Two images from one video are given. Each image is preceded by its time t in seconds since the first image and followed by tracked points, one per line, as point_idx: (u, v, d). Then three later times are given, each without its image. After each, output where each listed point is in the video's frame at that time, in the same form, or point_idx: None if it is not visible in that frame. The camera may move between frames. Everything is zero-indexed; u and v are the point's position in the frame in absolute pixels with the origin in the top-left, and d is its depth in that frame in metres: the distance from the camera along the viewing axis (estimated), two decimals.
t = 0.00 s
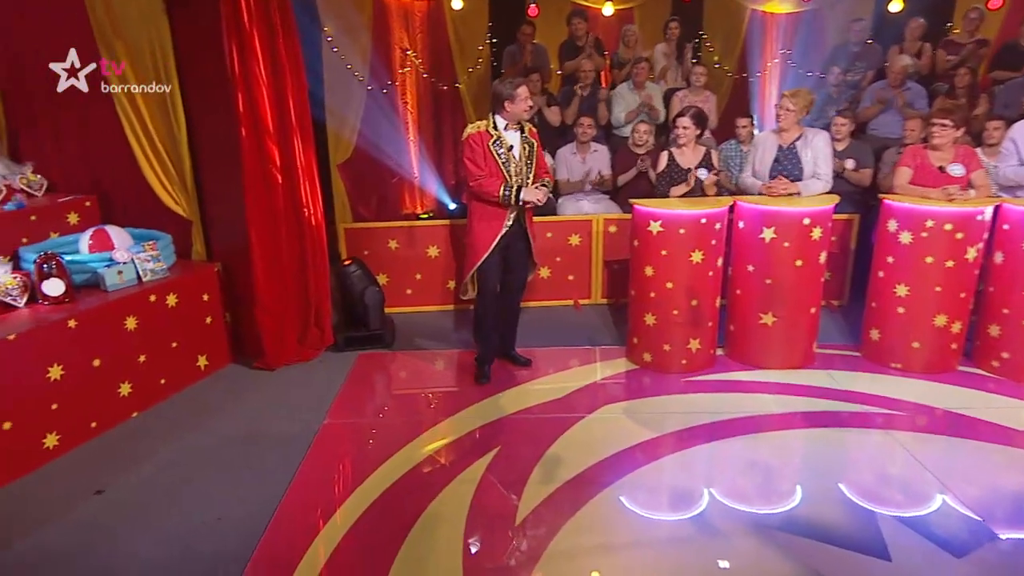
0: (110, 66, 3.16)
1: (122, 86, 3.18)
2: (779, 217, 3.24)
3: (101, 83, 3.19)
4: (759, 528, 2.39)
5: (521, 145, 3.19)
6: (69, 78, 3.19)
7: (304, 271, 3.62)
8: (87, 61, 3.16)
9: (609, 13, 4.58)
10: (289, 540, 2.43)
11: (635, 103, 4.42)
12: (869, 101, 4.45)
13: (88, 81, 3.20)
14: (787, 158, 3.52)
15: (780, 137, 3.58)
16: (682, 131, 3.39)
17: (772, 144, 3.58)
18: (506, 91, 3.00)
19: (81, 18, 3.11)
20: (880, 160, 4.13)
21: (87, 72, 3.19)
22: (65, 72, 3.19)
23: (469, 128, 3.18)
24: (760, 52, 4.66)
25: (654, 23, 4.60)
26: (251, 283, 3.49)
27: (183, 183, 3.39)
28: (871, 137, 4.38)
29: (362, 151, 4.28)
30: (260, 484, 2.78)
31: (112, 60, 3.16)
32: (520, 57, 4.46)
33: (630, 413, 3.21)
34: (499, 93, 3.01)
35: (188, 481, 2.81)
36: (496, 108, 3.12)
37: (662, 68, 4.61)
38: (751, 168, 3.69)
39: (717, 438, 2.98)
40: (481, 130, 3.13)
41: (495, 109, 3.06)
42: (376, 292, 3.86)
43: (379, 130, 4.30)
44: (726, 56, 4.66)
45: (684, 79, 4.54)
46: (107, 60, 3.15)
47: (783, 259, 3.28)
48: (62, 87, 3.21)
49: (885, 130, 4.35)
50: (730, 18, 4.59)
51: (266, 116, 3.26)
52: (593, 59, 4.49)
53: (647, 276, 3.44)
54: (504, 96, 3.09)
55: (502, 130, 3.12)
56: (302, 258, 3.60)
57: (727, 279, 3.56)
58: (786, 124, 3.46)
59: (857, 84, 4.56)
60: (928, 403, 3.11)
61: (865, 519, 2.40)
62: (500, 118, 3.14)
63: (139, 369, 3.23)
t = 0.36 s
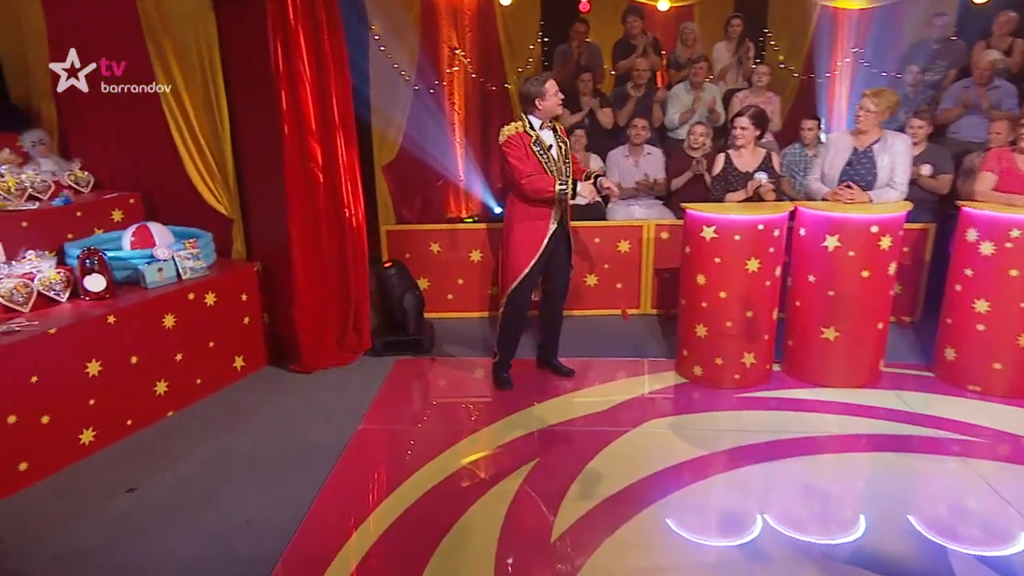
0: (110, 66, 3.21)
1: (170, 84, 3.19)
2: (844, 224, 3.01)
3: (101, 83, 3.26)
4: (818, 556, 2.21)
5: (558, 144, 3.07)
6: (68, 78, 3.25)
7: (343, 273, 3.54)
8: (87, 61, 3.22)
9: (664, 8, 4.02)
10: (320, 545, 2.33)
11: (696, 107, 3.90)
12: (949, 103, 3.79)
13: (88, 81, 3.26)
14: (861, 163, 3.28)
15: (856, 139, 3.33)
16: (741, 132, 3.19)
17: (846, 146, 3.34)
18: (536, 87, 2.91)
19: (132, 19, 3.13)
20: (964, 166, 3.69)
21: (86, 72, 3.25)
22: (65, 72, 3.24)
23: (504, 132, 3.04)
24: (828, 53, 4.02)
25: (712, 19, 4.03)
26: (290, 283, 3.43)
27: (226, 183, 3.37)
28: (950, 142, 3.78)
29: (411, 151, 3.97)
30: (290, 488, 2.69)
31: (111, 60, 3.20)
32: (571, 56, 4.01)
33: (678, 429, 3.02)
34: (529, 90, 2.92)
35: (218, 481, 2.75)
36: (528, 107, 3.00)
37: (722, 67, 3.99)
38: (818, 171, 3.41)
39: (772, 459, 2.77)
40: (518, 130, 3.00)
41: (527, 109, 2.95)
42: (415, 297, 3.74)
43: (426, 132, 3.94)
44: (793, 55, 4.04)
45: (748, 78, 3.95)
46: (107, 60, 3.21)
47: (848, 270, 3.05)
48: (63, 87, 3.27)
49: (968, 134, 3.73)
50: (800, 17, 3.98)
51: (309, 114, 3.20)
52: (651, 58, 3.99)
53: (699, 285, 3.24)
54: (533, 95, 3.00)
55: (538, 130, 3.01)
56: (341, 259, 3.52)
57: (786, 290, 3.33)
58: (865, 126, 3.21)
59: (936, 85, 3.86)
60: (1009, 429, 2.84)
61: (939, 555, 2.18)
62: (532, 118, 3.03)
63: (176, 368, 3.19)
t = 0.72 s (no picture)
0: (111, 66, 3.19)
1: (202, 87, 3.12)
2: (911, 239, 2.78)
3: (100, 83, 3.23)
4: None
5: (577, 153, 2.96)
6: (68, 78, 3.22)
7: (374, 283, 3.41)
8: (87, 61, 3.19)
9: (716, 8, 3.55)
10: (347, 563, 2.24)
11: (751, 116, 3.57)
12: None
13: (88, 81, 3.23)
14: (935, 173, 3.04)
15: (929, 147, 3.08)
16: (798, 139, 3.01)
17: (917, 156, 3.09)
18: (556, 94, 2.81)
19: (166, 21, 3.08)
20: None
21: (87, 73, 3.22)
22: (65, 72, 3.22)
23: (523, 142, 2.92)
24: (897, 55, 3.48)
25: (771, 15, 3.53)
26: (320, 294, 3.31)
27: (257, 188, 3.29)
28: None
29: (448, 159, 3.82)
30: (316, 504, 2.57)
31: (112, 61, 3.18)
32: (618, 60, 3.65)
33: (724, 456, 2.81)
34: (549, 97, 2.81)
35: (241, 495, 2.64)
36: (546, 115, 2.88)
37: (778, 71, 3.57)
38: (886, 180, 3.16)
39: (831, 491, 2.55)
40: (540, 139, 2.88)
41: (546, 117, 2.84)
42: (449, 310, 3.57)
43: (464, 138, 3.79)
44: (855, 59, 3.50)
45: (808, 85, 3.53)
46: (107, 60, 3.19)
47: (914, 288, 2.82)
48: (64, 87, 3.25)
49: None
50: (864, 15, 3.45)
51: (343, 121, 3.11)
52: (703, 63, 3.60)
53: (750, 301, 3.04)
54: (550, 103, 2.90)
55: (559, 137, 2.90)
56: (372, 270, 3.40)
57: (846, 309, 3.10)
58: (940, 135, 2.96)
59: None
60: None
61: None
62: (551, 126, 2.93)
63: (201, 379, 3.09)
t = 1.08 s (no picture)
0: (111, 66, 3.09)
1: (213, 93, 3.01)
2: (961, 256, 2.60)
3: (100, 83, 3.12)
4: None
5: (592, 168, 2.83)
6: (68, 78, 3.12)
7: (388, 296, 3.29)
8: (86, 61, 3.09)
9: (751, 13, 3.40)
10: None
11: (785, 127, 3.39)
12: None
13: (87, 81, 3.12)
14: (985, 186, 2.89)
15: (979, 158, 2.92)
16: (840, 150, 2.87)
17: (967, 167, 2.94)
18: (575, 107, 2.66)
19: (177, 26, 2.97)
20: None
21: (87, 73, 3.12)
22: (65, 72, 3.12)
23: (538, 156, 2.76)
24: (943, 62, 3.27)
25: (806, 20, 3.35)
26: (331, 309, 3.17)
27: (268, 197, 3.16)
28: None
29: (466, 170, 3.69)
30: (328, 532, 2.42)
31: (112, 60, 3.07)
32: (645, 68, 3.50)
33: (758, 486, 2.62)
34: (567, 110, 2.66)
35: (247, 520, 2.50)
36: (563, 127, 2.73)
37: (814, 79, 3.38)
38: (933, 196, 3.01)
39: (877, 527, 2.35)
40: (557, 153, 2.73)
41: (564, 130, 2.70)
42: (466, 327, 3.40)
43: (483, 148, 3.66)
44: (896, 66, 3.31)
45: (847, 93, 3.36)
46: (107, 60, 3.08)
47: (965, 308, 2.63)
48: (62, 87, 3.15)
49: None
50: (903, 17, 3.26)
51: (358, 130, 2.98)
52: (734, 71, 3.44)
53: (785, 321, 2.86)
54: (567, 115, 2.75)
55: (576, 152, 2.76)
56: (386, 285, 3.27)
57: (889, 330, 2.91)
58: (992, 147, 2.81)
59: None
60: None
61: None
62: (567, 139, 2.78)
63: (207, 397, 2.96)
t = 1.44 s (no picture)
0: (111, 66, 3.02)
1: (225, 99, 2.92)
2: (1013, 271, 2.44)
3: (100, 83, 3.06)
4: None
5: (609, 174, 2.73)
6: (69, 78, 3.08)
7: (404, 309, 3.17)
8: (87, 61, 3.04)
9: (785, 16, 3.28)
10: None
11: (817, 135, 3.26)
12: None
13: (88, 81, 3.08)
14: None
15: None
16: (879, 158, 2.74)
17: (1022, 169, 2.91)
18: (576, 111, 2.57)
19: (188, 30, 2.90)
20: None
21: (87, 73, 3.07)
22: (65, 72, 3.08)
23: (551, 168, 2.64)
24: (987, 68, 3.12)
25: (839, 25, 3.24)
26: (344, 324, 3.05)
27: (280, 208, 3.06)
28: None
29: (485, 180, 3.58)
30: (335, 560, 2.28)
31: (111, 61, 3.02)
32: (670, 74, 3.38)
33: (795, 515, 2.46)
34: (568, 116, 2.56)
35: (251, 546, 2.36)
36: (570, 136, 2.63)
37: (850, 86, 3.26)
38: (981, 206, 2.96)
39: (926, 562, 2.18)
40: (570, 162, 2.61)
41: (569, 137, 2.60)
42: (484, 343, 3.26)
43: (502, 158, 3.55)
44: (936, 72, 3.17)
45: (884, 101, 3.21)
46: (107, 60, 3.03)
47: (1017, 327, 2.46)
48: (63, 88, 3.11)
49: None
50: (943, 20, 3.13)
51: (374, 137, 2.87)
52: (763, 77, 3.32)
53: (821, 339, 2.70)
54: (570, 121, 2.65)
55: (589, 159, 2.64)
56: (401, 298, 3.14)
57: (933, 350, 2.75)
58: None
59: None
60: None
61: None
62: (577, 147, 2.67)
63: (214, 414, 2.84)
